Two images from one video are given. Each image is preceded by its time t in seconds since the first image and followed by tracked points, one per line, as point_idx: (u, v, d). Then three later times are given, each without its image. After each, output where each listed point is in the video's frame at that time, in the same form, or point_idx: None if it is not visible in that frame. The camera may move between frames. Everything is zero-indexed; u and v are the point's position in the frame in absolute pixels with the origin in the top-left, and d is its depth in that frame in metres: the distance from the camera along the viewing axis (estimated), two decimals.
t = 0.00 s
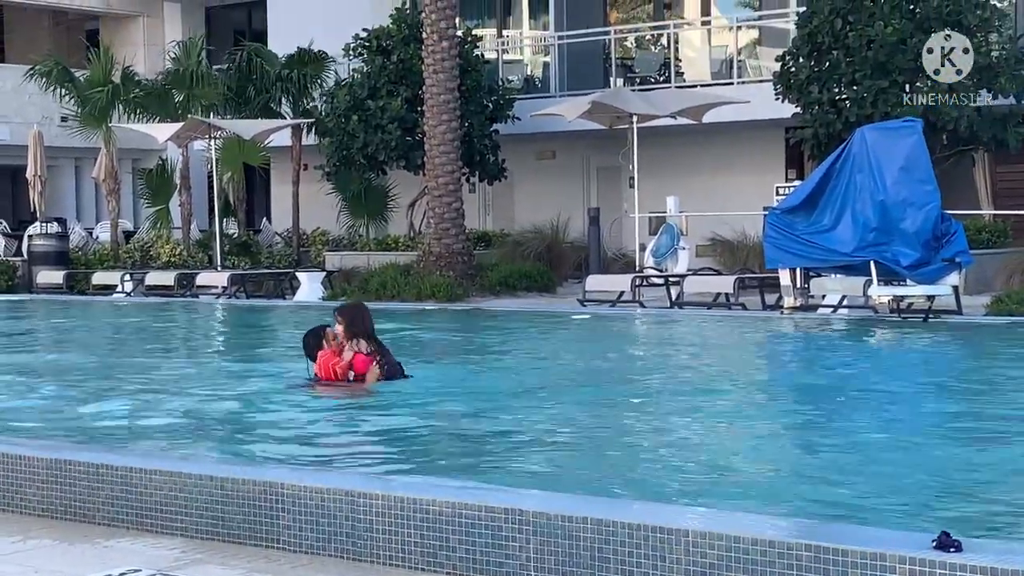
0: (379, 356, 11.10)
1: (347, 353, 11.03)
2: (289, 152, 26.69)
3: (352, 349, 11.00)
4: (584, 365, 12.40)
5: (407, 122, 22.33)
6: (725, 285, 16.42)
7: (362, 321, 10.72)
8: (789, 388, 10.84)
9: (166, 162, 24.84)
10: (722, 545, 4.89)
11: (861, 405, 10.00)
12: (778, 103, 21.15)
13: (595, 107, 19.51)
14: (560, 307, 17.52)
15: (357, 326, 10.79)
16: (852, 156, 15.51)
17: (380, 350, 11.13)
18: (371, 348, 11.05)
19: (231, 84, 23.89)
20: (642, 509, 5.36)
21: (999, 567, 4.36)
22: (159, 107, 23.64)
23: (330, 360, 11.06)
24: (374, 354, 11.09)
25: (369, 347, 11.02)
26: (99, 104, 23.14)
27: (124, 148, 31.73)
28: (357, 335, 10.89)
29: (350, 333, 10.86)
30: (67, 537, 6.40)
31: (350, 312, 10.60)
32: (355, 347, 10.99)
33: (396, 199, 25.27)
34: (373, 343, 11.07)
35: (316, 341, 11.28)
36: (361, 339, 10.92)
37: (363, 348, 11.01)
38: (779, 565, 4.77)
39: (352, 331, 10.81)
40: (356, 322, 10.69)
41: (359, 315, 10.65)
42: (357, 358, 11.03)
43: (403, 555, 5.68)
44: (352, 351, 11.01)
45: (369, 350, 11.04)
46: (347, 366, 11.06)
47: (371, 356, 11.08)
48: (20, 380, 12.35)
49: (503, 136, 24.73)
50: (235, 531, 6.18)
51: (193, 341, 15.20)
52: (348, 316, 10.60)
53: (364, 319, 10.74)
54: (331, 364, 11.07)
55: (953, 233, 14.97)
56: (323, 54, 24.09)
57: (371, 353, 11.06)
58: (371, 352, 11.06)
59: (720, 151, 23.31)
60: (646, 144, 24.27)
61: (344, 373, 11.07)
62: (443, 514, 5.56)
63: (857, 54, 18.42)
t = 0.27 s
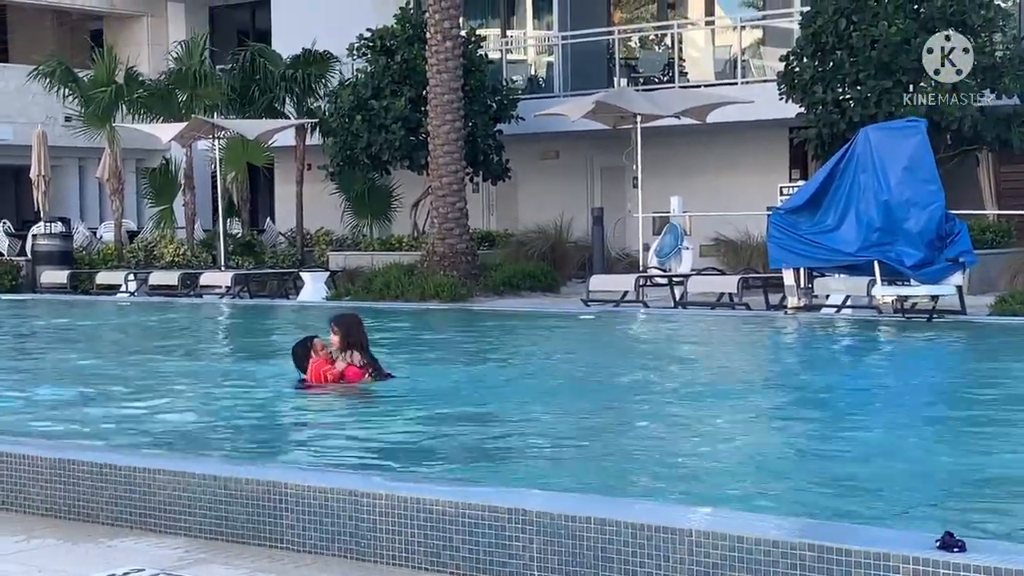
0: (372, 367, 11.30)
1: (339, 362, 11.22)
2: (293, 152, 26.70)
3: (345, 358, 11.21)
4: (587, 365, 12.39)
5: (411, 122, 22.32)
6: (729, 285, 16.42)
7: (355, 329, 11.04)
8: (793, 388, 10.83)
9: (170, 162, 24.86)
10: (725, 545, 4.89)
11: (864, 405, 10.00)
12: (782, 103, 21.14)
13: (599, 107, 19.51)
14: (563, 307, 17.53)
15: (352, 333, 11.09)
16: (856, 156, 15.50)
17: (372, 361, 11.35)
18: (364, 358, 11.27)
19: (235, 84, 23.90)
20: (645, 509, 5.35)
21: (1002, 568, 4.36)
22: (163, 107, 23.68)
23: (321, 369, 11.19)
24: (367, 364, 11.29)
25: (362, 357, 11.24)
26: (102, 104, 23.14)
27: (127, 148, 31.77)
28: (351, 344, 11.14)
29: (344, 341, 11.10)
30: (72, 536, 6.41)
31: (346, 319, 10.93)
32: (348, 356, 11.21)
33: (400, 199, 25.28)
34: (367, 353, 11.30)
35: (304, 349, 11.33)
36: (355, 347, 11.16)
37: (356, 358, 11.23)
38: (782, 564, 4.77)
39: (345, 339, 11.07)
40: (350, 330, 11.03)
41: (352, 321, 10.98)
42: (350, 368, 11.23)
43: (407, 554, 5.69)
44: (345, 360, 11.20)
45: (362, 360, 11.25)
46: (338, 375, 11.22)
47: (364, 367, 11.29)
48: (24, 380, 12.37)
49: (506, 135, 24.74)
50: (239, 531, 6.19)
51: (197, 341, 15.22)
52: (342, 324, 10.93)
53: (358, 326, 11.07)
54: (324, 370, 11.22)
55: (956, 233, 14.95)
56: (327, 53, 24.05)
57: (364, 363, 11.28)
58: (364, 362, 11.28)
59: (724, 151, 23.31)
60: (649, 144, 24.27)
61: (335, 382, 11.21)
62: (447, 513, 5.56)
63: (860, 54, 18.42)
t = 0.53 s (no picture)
0: (361, 353, 11.18)
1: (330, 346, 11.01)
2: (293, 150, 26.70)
3: (338, 344, 11.02)
4: (587, 363, 12.39)
5: (411, 120, 22.34)
6: (729, 283, 16.42)
7: (354, 320, 10.77)
8: (794, 386, 10.83)
9: (170, 160, 24.87)
10: (725, 542, 4.89)
11: (864, 403, 9.99)
12: (783, 101, 21.13)
13: (599, 105, 19.50)
14: (564, 305, 17.54)
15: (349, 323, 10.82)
16: (856, 155, 15.49)
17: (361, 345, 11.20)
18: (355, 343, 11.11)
19: (235, 82, 23.90)
20: (646, 506, 5.35)
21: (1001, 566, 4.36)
22: (162, 105, 23.69)
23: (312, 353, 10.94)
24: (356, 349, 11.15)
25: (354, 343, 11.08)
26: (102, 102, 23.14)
27: (128, 146, 31.79)
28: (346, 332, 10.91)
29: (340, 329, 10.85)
30: (71, 534, 6.41)
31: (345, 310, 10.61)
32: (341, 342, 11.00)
33: (400, 197, 25.28)
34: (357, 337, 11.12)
35: (292, 328, 10.91)
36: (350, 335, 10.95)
37: (348, 344, 11.06)
38: (782, 563, 4.77)
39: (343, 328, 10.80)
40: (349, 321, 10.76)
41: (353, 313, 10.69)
42: (340, 353, 11.07)
43: (407, 552, 5.68)
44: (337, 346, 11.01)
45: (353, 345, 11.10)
46: (328, 359, 11.04)
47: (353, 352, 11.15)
48: (24, 378, 12.38)
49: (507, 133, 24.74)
50: (238, 528, 6.19)
51: (197, 338, 15.23)
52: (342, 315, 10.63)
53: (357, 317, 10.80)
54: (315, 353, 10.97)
55: (957, 231, 14.95)
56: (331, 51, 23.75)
57: (354, 348, 11.13)
58: (354, 347, 11.12)
59: (725, 149, 23.29)
60: (650, 142, 24.26)
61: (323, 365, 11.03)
62: (446, 511, 5.56)
63: (861, 52, 18.39)
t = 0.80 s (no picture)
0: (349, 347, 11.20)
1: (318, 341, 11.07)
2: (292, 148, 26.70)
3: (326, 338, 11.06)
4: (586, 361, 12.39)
5: (410, 118, 22.35)
6: (728, 281, 16.40)
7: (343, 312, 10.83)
8: (793, 385, 10.83)
9: (169, 158, 24.86)
10: (724, 541, 4.90)
11: (862, 402, 9.99)
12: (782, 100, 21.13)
13: (598, 103, 19.49)
14: (563, 303, 17.54)
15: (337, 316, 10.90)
16: (855, 153, 15.50)
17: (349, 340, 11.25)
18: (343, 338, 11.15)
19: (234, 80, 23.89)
20: (644, 505, 5.36)
21: (1000, 566, 4.36)
22: (162, 103, 23.70)
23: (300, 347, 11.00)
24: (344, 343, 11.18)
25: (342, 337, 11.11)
26: (101, 99, 23.12)
27: (127, 143, 31.79)
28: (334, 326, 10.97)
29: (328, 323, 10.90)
30: (70, 532, 6.42)
31: (334, 301, 10.69)
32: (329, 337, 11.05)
33: (399, 195, 25.28)
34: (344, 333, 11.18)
35: (280, 324, 11.06)
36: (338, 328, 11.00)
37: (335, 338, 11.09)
38: (781, 562, 4.78)
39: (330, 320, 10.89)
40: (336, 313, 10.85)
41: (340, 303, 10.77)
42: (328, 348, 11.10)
43: (405, 551, 5.69)
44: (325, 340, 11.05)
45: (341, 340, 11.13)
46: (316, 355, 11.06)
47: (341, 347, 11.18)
48: (23, 375, 12.37)
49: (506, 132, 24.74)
50: (237, 526, 6.19)
51: (196, 336, 15.23)
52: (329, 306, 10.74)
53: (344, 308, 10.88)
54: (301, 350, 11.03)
55: (956, 230, 14.96)
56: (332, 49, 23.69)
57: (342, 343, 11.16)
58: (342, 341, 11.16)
59: (724, 147, 23.29)
60: (648, 140, 24.27)
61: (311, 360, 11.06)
62: (445, 510, 5.56)
63: (860, 51, 18.39)
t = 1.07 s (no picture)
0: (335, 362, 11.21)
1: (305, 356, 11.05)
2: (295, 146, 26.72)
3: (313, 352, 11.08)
4: (587, 360, 12.40)
5: (413, 116, 22.38)
6: (730, 280, 16.39)
7: (331, 327, 11.03)
8: (795, 384, 10.84)
9: (172, 156, 24.86)
10: (726, 541, 4.90)
11: (863, 401, 9.99)
12: (785, 99, 21.18)
13: (601, 101, 19.50)
14: (565, 302, 17.55)
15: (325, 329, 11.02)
16: (857, 152, 15.50)
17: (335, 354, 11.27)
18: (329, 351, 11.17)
19: (237, 78, 23.93)
20: (645, 504, 5.37)
21: (1000, 564, 4.37)
22: (165, 101, 23.72)
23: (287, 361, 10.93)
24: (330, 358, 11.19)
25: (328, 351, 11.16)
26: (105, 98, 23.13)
27: (129, 141, 31.81)
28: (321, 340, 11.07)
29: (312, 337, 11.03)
30: (72, 530, 6.42)
31: (323, 316, 10.84)
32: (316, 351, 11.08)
33: (401, 193, 25.28)
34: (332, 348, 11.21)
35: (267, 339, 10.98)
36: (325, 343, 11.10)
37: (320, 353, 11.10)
38: (782, 561, 4.78)
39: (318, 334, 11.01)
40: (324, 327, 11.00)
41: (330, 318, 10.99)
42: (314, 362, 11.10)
43: (407, 549, 5.70)
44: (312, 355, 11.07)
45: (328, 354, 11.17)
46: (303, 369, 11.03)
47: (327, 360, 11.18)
48: (25, 373, 12.38)
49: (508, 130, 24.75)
50: (240, 524, 6.19)
51: (199, 334, 15.25)
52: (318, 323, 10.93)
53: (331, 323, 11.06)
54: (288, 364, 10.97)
55: (958, 229, 14.95)
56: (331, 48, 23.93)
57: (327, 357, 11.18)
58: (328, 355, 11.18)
59: (726, 146, 23.29)
60: (651, 139, 24.26)
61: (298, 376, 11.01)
62: (447, 507, 5.57)
63: (863, 50, 18.36)
